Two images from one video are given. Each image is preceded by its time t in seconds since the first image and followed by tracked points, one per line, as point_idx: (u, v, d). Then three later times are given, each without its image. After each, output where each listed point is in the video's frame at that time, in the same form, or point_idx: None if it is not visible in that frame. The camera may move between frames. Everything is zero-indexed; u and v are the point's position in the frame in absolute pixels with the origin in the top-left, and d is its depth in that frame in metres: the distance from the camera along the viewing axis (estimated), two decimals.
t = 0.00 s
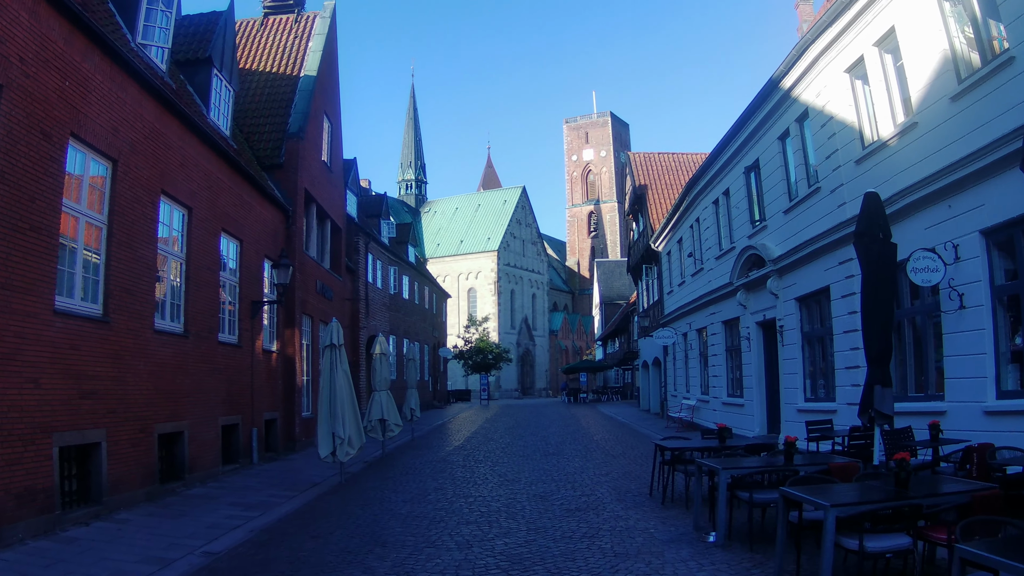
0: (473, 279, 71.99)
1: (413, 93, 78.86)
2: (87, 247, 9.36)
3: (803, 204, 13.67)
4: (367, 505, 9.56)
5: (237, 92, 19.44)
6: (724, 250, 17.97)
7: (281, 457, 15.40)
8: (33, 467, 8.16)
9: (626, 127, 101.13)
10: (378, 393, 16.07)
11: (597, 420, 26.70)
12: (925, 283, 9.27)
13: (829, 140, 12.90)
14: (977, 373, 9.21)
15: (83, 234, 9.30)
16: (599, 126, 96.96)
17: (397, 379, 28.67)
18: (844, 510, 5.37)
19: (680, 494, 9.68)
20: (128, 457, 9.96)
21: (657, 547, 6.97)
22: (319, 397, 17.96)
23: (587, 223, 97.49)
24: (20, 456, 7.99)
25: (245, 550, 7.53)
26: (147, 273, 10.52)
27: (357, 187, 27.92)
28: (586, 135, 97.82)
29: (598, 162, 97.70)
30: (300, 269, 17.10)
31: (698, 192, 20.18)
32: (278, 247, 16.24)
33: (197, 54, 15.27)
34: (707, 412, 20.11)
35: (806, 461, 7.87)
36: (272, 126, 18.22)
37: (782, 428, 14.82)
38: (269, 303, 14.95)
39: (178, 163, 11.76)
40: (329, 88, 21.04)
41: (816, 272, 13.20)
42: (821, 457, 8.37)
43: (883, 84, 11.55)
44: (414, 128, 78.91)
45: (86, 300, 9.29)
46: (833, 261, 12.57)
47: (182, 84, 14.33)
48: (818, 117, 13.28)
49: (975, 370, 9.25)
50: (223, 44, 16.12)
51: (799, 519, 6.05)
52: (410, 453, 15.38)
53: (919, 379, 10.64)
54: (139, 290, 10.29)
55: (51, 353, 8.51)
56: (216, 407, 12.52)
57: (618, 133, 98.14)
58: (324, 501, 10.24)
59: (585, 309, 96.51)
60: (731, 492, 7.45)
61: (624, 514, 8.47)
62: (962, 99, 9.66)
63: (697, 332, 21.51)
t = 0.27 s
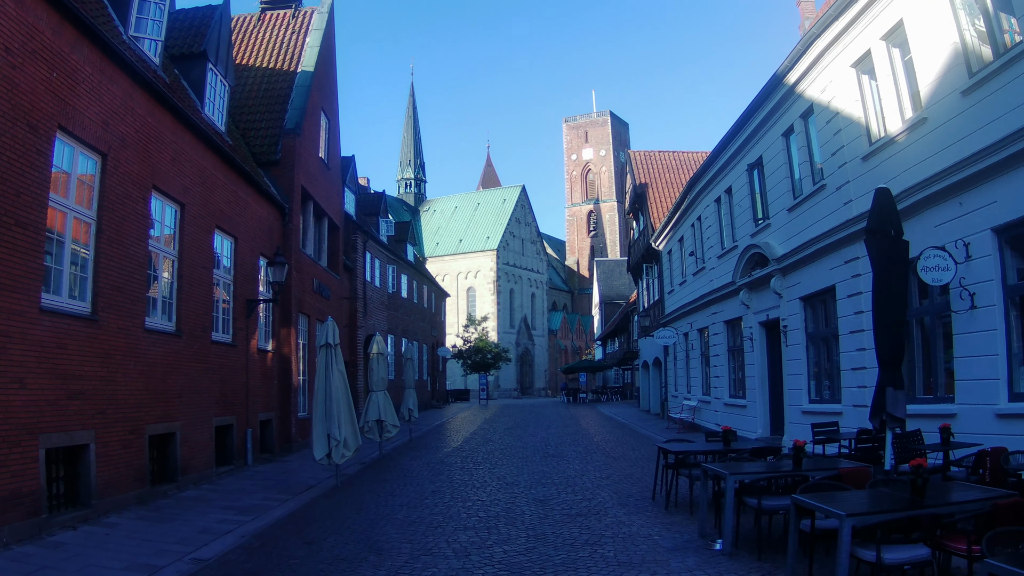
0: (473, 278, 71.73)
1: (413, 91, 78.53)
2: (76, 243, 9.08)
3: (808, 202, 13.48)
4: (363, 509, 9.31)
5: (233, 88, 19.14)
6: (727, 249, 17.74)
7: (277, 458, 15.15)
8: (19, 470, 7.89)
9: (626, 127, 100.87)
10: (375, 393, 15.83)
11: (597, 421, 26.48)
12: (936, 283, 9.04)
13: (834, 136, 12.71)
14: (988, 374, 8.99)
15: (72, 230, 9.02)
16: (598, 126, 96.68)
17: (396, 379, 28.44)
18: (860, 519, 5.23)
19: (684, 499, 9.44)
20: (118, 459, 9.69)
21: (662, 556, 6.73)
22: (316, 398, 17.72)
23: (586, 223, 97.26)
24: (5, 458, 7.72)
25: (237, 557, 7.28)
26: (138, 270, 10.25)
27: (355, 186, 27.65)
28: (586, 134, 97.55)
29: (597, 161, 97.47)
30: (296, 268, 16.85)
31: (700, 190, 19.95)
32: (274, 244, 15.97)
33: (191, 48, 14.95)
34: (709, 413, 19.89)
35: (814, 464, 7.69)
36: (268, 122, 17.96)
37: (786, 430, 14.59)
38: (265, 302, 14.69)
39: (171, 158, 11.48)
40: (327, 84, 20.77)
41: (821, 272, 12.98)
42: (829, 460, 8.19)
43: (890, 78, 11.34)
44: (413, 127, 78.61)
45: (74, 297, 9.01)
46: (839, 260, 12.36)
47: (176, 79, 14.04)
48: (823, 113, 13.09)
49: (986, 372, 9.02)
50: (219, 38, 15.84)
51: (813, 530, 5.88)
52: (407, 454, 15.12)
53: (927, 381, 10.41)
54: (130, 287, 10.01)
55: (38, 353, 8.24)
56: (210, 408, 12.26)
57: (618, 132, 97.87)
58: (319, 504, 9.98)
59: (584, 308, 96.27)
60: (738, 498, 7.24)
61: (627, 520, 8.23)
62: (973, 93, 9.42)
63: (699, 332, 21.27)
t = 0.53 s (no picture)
0: (472, 280, 71.51)
1: (411, 93, 78.27)
2: (65, 239, 8.80)
3: (815, 199, 13.30)
4: (360, 514, 9.05)
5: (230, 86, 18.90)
6: (729, 248, 17.56)
7: (274, 460, 14.89)
8: (6, 474, 7.64)
9: (625, 128, 100.68)
10: (374, 395, 15.57)
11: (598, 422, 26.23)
12: (949, 279, 8.79)
13: (841, 132, 12.59)
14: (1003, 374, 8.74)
15: (61, 226, 8.75)
16: (598, 127, 96.38)
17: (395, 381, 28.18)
18: (883, 524, 5.03)
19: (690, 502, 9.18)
20: (109, 463, 9.44)
21: (670, 562, 6.48)
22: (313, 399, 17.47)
23: (586, 224, 97.01)
24: None
25: (229, 564, 7.03)
26: (131, 268, 9.98)
27: (354, 186, 27.40)
28: (585, 135, 97.31)
29: (597, 162, 97.25)
30: (293, 268, 16.59)
31: (702, 188, 19.73)
32: (271, 243, 15.70)
33: (186, 44, 14.69)
34: (712, 414, 19.66)
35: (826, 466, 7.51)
36: (265, 119, 17.70)
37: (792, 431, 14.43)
38: (262, 301, 14.43)
39: (165, 153, 11.20)
40: (325, 82, 20.52)
41: (828, 269, 12.82)
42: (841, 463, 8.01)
43: (899, 72, 11.15)
44: (412, 128, 78.35)
45: (64, 296, 8.74)
46: (847, 258, 12.20)
47: (171, 74, 13.77)
48: (830, 108, 12.96)
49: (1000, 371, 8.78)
50: (215, 34, 15.58)
51: (831, 536, 5.68)
52: (406, 457, 14.86)
53: (938, 381, 10.17)
54: (122, 286, 9.73)
55: (26, 354, 7.98)
56: (204, 409, 11.99)
57: (617, 133, 97.65)
58: (315, 509, 9.72)
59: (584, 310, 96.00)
60: (750, 501, 7.03)
61: (633, 525, 7.99)
62: (985, 86, 9.18)
63: (701, 332, 21.03)
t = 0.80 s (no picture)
0: (472, 279, 71.27)
1: (412, 92, 77.98)
2: (53, 234, 8.56)
3: (821, 197, 13.12)
4: (356, 518, 8.80)
5: (227, 81, 18.64)
6: (733, 247, 17.33)
7: (271, 461, 14.65)
8: None
9: (626, 127, 100.48)
10: (372, 394, 15.35)
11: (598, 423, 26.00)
12: (962, 279, 8.48)
13: (848, 129, 12.37)
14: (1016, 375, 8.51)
15: (49, 220, 8.51)
16: (598, 126, 96.14)
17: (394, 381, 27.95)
18: (906, 534, 4.80)
19: (696, 507, 8.96)
20: (99, 464, 9.19)
21: (678, 570, 6.25)
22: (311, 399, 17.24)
23: (586, 224, 96.76)
24: None
25: (221, 569, 6.80)
26: (122, 264, 9.74)
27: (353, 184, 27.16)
28: (586, 134, 97.06)
29: (597, 161, 97.02)
30: (291, 266, 16.35)
31: (705, 187, 19.51)
32: (268, 240, 15.45)
33: (182, 38, 14.45)
34: (714, 415, 19.43)
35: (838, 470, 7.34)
36: (263, 115, 17.46)
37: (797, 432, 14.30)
38: (258, 299, 14.20)
39: (158, 147, 10.96)
40: (324, 78, 20.27)
41: (835, 269, 12.62)
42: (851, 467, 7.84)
43: (908, 67, 10.93)
44: (412, 127, 78.10)
45: (52, 292, 8.49)
46: (855, 257, 12.03)
47: (165, 68, 13.51)
48: (837, 105, 12.73)
49: (1014, 372, 8.54)
50: (211, 28, 15.32)
51: (847, 546, 5.46)
52: (405, 458, 14.63)
53: (948, 382, 9.95)
54: (113, 282, 9.49)
55: (13, 352, 7.72)
56: (200, 409, 11.75)
57: (618, 133, 97.42)
58: (312, 512, 9.48)
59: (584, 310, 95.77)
60: (760, 507, 6.86)
61: (638, 530, 7.76)
62: (998, 81, 8.94)
63: (704, 332, 20.80)
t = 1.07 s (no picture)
0: (471, 278, 71.04)
1: (411, 90, 77.69)
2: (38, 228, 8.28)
3: (826, 190, 12.97)
4: (350, 520, 8.54)
5: (222, 75, 18.35)
6: (734, 243, 17.14)
7: (265, 461, 14.39)
8: None
9: (625, 126, 100.25)
10: (369, 394, 15.11)
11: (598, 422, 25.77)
12: (971, 273, 8.25)
13: (854, 121, 12.24)
14: None
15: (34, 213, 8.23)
16: (598, 125, 95.92)
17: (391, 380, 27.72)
18: (925, 538, 4.57)
19: (700, 508, 8.73)
20: (87, 465, 8.92)
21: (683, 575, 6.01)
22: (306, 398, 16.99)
23: (585, 222, 96.52)
24: None
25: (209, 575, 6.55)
26: (111, 260, 9.47)
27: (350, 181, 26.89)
28: (585, 133, 96.81)
29: (596, 160, 96.75)
30: (286, 263, 16.09)
31: (705, 182, 19.31)
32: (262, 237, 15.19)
33: (175, 30, 14.16)
34: (715, 414, 19.20)
35: (848, 469, 7.14)
36: (257, 111, 17.18)
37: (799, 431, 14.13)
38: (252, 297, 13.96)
39: (148, 141, 10.69)
40: (320, 73, 19.97)
41: (840, 264, 12.48)
42: (860, 466, 7.63)
43: (915, 57, 10.73)
44: (411, 125, 77.79)
45: (37, 288, 8.21)
46: (861, 252, 11.88)
47: (157, 60, 13.22)
48: (842, 96, 12.60)
49: None
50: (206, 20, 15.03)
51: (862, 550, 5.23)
52: (402, 458, 14.39)
53: (956, 380, 9.73)
54: (100, 279, 9.21)
55: None
56: (191, 409, 11.49)
57: (617, 131, 97.16)
58: (305, 514, 9.22)
59: (583, 309, 95.57)
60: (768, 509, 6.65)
61: (640, 533, 7.51)
62: (1007, 70, 8.71)
63: (704, 330, 20.58)
